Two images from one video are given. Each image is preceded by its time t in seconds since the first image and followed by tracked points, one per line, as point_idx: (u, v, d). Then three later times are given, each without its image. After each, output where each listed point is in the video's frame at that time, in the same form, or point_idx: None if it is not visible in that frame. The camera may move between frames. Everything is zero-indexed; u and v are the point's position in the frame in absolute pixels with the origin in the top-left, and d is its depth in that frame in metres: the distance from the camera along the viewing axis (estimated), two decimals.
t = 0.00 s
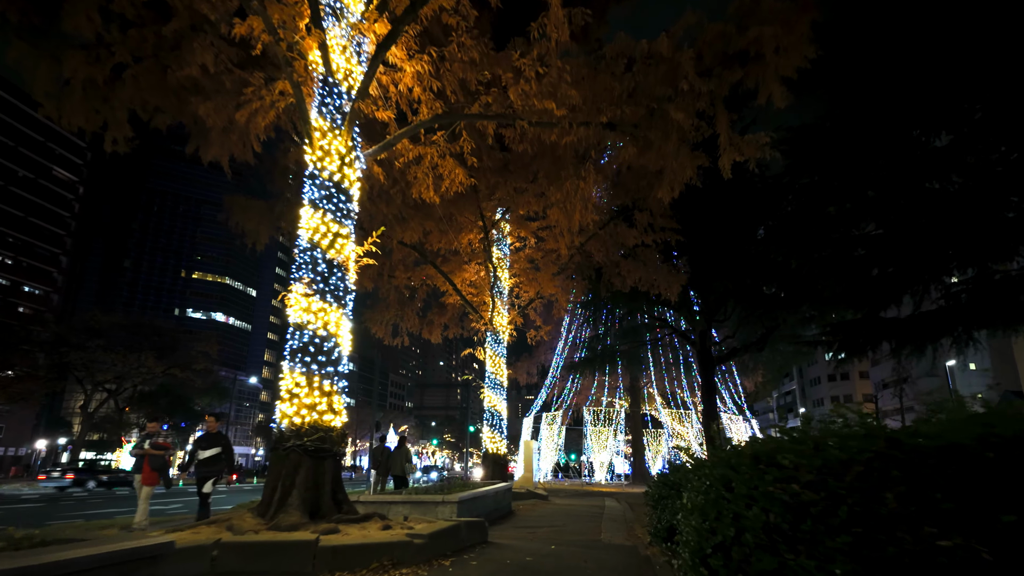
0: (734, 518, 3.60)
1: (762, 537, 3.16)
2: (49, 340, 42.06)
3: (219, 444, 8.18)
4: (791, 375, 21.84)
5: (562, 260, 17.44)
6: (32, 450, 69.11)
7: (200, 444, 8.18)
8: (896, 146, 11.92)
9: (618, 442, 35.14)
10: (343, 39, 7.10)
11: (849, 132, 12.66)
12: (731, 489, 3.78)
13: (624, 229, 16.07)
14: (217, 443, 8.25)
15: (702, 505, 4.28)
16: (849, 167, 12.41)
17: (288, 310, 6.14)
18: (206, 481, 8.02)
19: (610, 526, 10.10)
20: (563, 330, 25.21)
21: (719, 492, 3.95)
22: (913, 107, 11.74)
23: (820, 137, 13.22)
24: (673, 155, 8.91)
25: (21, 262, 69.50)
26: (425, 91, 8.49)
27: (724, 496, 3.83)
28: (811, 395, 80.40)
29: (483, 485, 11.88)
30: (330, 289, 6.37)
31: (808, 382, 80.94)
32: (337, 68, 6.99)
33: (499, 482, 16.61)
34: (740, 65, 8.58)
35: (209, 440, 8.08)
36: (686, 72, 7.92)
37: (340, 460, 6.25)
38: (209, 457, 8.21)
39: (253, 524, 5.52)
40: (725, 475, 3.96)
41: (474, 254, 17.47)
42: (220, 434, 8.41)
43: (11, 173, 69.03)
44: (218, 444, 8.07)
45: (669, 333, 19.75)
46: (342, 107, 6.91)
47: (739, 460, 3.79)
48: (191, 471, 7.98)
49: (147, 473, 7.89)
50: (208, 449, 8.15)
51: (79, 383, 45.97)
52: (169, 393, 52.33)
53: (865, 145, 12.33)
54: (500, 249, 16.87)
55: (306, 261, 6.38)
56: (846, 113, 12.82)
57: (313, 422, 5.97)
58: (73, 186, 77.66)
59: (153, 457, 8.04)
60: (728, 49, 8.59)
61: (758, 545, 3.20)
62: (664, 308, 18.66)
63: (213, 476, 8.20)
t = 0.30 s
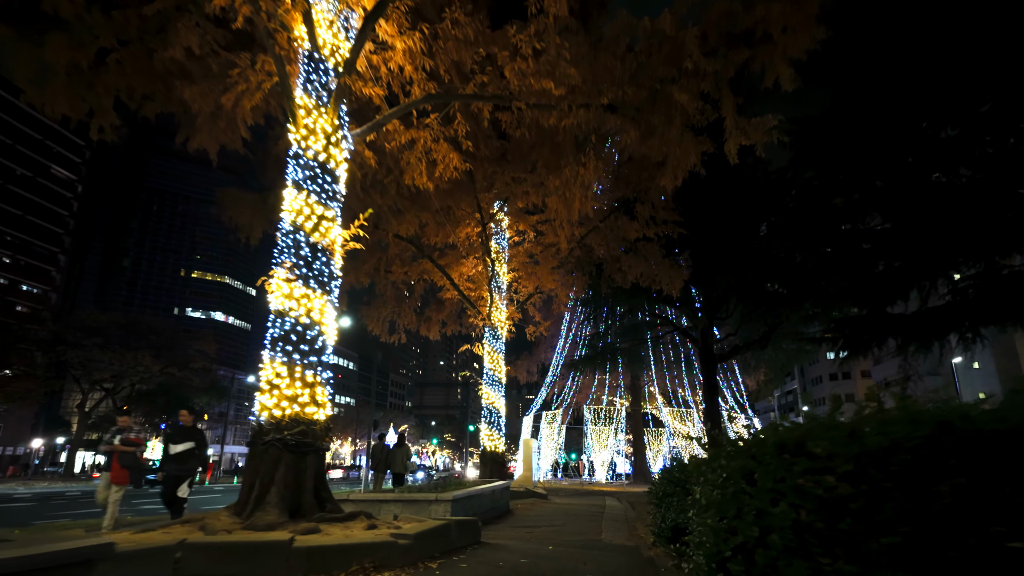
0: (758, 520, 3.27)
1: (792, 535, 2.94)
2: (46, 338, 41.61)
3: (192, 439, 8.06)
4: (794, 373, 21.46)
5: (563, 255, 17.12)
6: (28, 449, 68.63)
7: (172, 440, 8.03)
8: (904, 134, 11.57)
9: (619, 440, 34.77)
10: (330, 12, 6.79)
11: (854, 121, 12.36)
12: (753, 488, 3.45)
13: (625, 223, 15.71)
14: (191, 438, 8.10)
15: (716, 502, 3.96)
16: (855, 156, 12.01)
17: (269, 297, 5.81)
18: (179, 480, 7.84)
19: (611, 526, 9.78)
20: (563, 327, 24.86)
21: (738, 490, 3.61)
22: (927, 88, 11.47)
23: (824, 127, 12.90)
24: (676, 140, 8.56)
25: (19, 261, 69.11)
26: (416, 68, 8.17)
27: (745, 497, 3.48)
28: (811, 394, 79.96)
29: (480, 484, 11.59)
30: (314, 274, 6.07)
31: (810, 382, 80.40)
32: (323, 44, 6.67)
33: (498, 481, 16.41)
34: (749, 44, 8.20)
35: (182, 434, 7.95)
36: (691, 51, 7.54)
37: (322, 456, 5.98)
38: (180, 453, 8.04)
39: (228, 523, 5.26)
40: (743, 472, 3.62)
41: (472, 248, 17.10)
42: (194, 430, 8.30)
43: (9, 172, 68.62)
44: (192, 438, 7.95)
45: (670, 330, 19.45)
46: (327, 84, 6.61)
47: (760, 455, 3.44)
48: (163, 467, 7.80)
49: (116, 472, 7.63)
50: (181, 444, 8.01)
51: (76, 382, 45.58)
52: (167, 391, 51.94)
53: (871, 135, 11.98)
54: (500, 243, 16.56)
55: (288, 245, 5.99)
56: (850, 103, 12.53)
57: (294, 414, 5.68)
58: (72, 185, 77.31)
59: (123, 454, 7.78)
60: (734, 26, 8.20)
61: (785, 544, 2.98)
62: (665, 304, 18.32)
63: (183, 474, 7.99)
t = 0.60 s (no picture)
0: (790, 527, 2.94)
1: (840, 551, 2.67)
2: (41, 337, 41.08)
3: (157, 440, 7.96)
4: (797, 372, 21.06)
5: (562, 251, 16.76)
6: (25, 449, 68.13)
7: (137, 440, 7.92)
8: (912, 124, 11.20)
9: (619, 440, 34.38)
10: None
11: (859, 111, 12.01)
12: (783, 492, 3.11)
13: (626, 218, 15.32)
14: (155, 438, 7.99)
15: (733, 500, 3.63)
16: (860, 149, 11.77)
17: (246, 287, 5.54)
18: (141, 483, 7.74)
19: (610, 529, 9.42)
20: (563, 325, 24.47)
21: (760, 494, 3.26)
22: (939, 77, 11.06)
23: (828, 117, 12.54)
24: (679, 127, 8.19)
25: (16, 260, 68.66)
26: (406, 48, 7.81)
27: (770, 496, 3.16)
28: (812, 393, 79.48)
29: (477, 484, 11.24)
30: (294, 263, 5.79)
31: (811, 381, 79.88)
32: (307, 20, 6.29)
33: (495, 481, 16.02)
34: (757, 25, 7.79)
35: (148, 434, 7.85)
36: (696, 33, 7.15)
37: (301, 458, 5.80)
38: (145, 454, 7.92)
39: (196, 529, 4.93)
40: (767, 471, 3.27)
41: (469, 243, 16.73)
42: (160, 431, 8.21)
43: (6, 170, 68.14)
44: (157, 438, 7.85)
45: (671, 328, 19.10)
46: (311, 63, 6.25)
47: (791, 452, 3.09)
48: (125, 468, 7.67)
49: (77, 473, 7.46)
50: (145, 445, 7.90)
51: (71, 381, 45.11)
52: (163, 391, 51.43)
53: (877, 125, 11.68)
54: (498, 239, 16.24)
55: (268, 232, 5.71)
56: (856, 92, 12.19)
57: (271, 413, 5.48)
58: (71, 183, 76.98)
59: (85, 455, 7.54)
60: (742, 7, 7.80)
61: (829, 568, 2.68)
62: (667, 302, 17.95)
63: (147, 476, 7.85)
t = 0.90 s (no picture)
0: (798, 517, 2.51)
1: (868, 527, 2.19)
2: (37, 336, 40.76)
3: (111, 429, 7.66)
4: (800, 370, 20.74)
5: (562, 244, 16.41)
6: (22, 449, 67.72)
7: (90, 431, 7.61)
8: (922, 111, 10.87)
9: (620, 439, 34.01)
10: None
11: (866, 100, 11.71)
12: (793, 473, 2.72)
13: (627, 211, 14.97)
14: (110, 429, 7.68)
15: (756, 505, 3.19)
16: (868, 141, 11.47)
17: (224, 270, 5.47)
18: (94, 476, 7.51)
19: (612, 529, 9.07)
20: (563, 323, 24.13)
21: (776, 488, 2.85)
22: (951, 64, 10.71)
23: (835, 107, 12.24)
24: (684, 108, 7.89)
25: (14, 259, 68.36)
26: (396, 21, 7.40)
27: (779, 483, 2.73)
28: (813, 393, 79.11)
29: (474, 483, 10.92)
30: (274, 244, 5.72)
31: (812, 380, 79.55)
32: None
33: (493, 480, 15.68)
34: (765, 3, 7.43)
35: (100, 424, 7.57)
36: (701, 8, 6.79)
37: (281, 450, 5.59)
38: (98, 445, 7.61)
39: (165, 530, 4.69)
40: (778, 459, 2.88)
41: (467, 236, 16.40)
42: (115, 420, 7.90)
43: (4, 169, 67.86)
44: (111, 428, 7.58)
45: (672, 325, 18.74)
46: (294, 35, 6.16)
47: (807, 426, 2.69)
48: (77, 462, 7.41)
49: (26, 468, 7.24)
50: (98, 436, 7.60)
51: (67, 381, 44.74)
52: (161, 391, 50.99)
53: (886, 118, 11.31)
54: (496, 232, 15.92)
55: (247, 210, 5.65)
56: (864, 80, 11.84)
57: (248, 403, 5.29)
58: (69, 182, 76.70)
59: (33, 447, 7.28)
60: None
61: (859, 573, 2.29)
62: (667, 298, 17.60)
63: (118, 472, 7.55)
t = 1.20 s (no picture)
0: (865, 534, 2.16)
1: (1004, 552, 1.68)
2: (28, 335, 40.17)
3: (53, 431, 7.64)
4: (800, 370, 20.45)
5: (560, 241, 16.12)
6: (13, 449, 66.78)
7: (32, 433, 7.58)
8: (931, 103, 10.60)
9: (618, 440, 33.67)
10: None
11: (875, 94, 11.40)
12: (857, 483, 2.39)
13: (626, 206, 14.66)
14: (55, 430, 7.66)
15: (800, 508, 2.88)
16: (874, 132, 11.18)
17: (196, 257, 5.25)
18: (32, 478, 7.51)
19: (611, 534, 8.73)
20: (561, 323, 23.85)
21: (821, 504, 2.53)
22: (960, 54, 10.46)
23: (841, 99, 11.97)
24: (687, 94, 7.61)
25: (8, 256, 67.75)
26: None
27: (842, 492, 2.39)
28: (810, 394, 79.01)
29: (468, 485, 10.57)
30: (249, 230, 5.56)
31: (809, 381, 79.38)
32: None
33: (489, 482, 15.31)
34: None
35: (41, 426, 7.54)
36: None
37: (254, 450, 5.43)
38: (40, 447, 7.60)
39: (124, 540, 4.52)
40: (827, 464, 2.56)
41: (463, 232, 16.11)
42: (59, 422, 7.85)
43: None
44: (54, 429, 7.57)
45: (671, 326, 18.46)
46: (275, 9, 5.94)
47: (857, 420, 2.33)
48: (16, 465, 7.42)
49: None
50: (40, 437, 7.59)
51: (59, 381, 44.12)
52: (155, 391, 50.48)
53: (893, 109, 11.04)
54: (492, 228, 15.66)
55: (222, 194, 5.45)
56: (871, 71, 11.57)
57: (218, 400, 5.18)
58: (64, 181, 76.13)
59: None
60: None
61: None
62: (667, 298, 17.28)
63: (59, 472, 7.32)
